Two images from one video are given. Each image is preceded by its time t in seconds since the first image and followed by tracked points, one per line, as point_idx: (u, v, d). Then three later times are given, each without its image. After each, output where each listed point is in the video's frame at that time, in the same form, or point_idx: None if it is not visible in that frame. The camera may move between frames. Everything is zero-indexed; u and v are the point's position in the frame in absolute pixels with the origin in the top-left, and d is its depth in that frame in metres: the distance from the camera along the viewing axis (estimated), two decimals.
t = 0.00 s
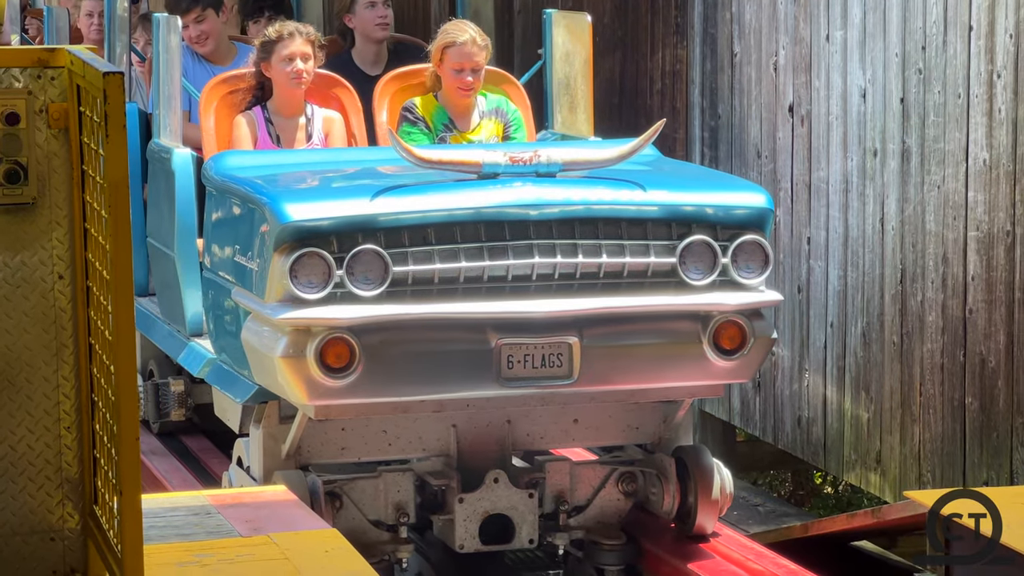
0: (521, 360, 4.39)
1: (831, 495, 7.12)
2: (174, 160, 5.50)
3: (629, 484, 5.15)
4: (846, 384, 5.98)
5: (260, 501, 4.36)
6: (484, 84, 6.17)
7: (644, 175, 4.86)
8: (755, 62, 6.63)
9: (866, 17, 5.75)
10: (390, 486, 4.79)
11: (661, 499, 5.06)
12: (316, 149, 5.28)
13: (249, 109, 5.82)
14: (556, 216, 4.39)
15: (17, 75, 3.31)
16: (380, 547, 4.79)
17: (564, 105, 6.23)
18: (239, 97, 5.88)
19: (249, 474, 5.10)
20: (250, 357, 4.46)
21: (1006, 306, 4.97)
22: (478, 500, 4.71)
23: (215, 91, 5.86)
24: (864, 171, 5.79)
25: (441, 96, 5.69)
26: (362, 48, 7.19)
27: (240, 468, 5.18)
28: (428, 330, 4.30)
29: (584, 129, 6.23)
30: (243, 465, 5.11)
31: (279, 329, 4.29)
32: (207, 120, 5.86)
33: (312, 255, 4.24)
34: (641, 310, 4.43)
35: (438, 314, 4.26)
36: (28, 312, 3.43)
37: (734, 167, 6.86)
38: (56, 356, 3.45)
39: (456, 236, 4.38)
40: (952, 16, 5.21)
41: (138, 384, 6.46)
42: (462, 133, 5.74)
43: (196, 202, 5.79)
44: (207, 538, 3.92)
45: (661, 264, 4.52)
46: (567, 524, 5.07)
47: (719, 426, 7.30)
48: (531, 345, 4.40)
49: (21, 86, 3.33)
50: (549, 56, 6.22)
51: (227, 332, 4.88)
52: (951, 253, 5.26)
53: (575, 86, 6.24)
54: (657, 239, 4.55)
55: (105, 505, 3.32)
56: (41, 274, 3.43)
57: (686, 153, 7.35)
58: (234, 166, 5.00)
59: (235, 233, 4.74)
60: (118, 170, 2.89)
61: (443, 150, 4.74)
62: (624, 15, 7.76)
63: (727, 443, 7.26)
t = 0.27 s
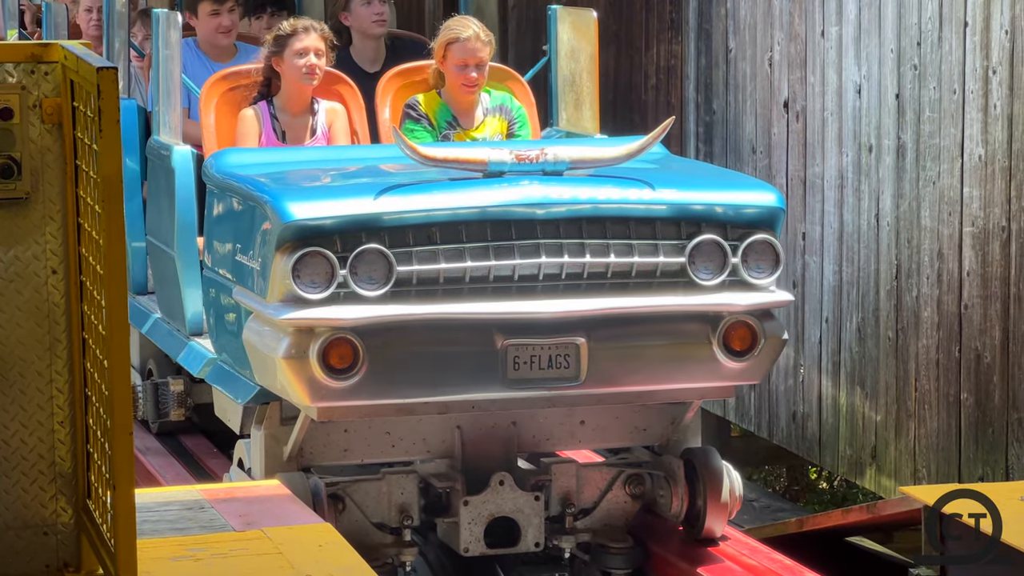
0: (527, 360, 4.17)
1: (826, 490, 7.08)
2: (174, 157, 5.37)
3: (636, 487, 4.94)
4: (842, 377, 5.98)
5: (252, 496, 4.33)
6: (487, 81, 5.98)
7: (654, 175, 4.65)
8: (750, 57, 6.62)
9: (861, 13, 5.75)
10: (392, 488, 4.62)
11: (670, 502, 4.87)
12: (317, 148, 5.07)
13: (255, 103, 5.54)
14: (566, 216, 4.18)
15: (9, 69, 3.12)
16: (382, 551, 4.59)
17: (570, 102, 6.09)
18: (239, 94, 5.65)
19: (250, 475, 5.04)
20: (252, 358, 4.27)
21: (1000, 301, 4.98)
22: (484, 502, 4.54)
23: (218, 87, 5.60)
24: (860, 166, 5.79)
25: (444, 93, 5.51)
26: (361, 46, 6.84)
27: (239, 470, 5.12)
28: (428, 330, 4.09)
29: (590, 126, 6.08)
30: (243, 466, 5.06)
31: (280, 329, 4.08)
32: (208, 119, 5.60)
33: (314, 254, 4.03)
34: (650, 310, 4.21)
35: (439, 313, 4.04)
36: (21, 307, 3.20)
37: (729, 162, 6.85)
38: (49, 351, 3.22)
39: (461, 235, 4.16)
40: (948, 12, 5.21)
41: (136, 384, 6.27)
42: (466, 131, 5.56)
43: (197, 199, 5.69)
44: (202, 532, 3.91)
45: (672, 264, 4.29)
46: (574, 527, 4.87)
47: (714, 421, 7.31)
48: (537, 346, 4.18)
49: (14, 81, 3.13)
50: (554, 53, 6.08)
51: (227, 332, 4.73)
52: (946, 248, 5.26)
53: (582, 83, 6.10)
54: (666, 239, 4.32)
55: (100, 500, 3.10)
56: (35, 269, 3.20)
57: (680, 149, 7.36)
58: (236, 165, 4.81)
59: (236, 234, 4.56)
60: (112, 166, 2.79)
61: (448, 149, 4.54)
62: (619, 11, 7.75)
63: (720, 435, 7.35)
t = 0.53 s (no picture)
0: (534, 363, 4.08)
1: (821, 486, 7.07)
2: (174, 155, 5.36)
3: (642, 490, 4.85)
4: (836, 372, 5.99)
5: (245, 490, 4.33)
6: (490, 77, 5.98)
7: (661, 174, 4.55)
8: (743, 53, 6.63)
9: (855, 9, 5.75)
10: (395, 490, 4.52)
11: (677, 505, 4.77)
12: (319, 147, 4.97)
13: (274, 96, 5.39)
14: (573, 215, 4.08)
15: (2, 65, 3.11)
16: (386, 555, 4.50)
17: (573, 99, 5.99)
18: (239, 92, 5.61)
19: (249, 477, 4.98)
20: (252, 357, 4.21)
21: (995, 297, 4.99)
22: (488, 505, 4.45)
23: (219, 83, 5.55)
24: (854, 162, 5.80)
25: (445, 89, 5.46)
26: (363, 43, 6.66)
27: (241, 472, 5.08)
28: (433, 332, 4.00)
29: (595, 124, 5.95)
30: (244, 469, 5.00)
31: (282, 330, 3.99)
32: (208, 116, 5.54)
33: (317, 254, 3.94)
34: (658, 310, 4.11)
35: (443, 314, 3.95)
36: (14, 302, 3.19)
37: (723, 158, 6.86)
38: (42, 346, 3.21)
39: (466, 235, 4.05)
40: (942, 8, 5.22)
41: (135, 385, 6.22)
42: (468, 128, 5.51)
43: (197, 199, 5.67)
44: (195, 527, 3.90)
45: (679, 264, 4.18)
46: (580, 531, 4.77)
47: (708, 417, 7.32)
48: (544, 347, 4.09)
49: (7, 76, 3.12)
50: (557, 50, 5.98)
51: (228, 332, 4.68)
52: (941, 244, 5.27)
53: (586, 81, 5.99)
54: (674, 238, 4.21)
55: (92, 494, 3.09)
56: (27, 264, 3.19)
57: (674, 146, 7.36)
58: (238, 165, 4.72)
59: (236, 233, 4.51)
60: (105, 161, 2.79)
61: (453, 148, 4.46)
62: (614, 8, 7.76)
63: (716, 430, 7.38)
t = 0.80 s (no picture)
0: (539, 365, 4.06)
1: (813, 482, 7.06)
2: (173, 153, 5.32)
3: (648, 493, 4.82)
4: (829, 367, 5.99)
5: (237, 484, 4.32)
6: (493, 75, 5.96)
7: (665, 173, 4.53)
8: (736, 49, 6.62)
9: (848, 5, 5.75)
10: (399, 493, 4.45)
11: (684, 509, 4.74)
12: (320, 146, 4.94)
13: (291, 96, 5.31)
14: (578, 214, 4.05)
15: None
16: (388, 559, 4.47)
17: (577, 97, 5.95)
18: (239, 88, 5.59)
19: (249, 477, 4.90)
20: (252, 358, 4.20)
21: (990, 293, 5.00)
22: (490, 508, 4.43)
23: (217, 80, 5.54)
24: (847, 158, 5.80)
25: (445, 86, 5.45)
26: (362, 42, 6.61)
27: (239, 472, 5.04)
28: (437, 333, 3.98)
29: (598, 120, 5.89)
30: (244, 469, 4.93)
31: (284, 331, 3.97)
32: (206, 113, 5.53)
33: (318, 255, 3.92)
34: (665, 312, 4.09)
35: (448, 315, 3.92)
36: (6, 297, 3.16)
37: (715, 154, 6.86)
38: (35, 340, 3.19)
39: (470, 235, 4.02)
40: (936, 4, 5.22)
41: (133, 384, 6.21)
42: (469, 125, 5.49)
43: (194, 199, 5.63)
44: (187, 521, 3.88)
45: (686, 266, 4.17)
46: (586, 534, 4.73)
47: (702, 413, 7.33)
48: (549, 349, 4.07)
49: None
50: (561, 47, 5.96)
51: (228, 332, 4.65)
52: (935, 240, 5.27)
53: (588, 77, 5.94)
54: (683, 238, 4.19)
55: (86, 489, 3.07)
56: (19, 260, 3.17)
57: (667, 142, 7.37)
58: (237, 163, 4.69)
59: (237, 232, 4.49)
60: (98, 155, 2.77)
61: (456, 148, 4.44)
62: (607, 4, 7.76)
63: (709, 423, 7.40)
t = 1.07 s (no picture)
0: (545, 367, 4.02)
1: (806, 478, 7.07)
2: (170, 152, 5.30)
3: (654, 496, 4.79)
4: (823, 364, 5.99)
5: (230, 479, 4.30)
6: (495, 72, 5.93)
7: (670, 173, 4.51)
8: (728, 45, 6.62)
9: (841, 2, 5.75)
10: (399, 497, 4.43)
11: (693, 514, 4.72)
12: (322, 145, 4.91)
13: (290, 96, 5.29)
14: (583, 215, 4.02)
15: None
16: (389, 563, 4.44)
17: (580, 95, 5.93)
18: (238, 86, 5.57)
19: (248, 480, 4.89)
20: (252, 358, 4.18)
21: (984, 289, 5.00)
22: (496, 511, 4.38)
23: (215, 78, 5.51)
24: (840, 155, 5.80)
25: (445, 83, 5.44)
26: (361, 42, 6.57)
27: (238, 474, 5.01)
28: (440, 334, 3.94)
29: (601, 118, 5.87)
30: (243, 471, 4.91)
31: (286, 332, 3.95)
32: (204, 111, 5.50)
33: (319, 255, 3.89)
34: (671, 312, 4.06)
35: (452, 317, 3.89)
36: None
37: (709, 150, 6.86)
38: (28, 335, 3.17)
39: (473, 234, 3.99)
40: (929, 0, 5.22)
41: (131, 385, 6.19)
42: (471, 122, 5.47)
43: (193, 199, 5.60)
44: (180, 516, 3.87)
45: (692, 266, 4.15)
46: (591, 538, 4.71)
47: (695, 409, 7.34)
48: (554, 351, 4.03)
49: None
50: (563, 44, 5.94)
51: (228, 332, 4.62)
52: (929, 237, 5.27)
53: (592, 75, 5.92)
54: (690, 238, 4.17)
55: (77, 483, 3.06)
56: (11, 255, 3.15)
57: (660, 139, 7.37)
58: (237, 163, 4.66)
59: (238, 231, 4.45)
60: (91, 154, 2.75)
61: (458, 147, 4.41)
62: None
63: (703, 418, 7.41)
